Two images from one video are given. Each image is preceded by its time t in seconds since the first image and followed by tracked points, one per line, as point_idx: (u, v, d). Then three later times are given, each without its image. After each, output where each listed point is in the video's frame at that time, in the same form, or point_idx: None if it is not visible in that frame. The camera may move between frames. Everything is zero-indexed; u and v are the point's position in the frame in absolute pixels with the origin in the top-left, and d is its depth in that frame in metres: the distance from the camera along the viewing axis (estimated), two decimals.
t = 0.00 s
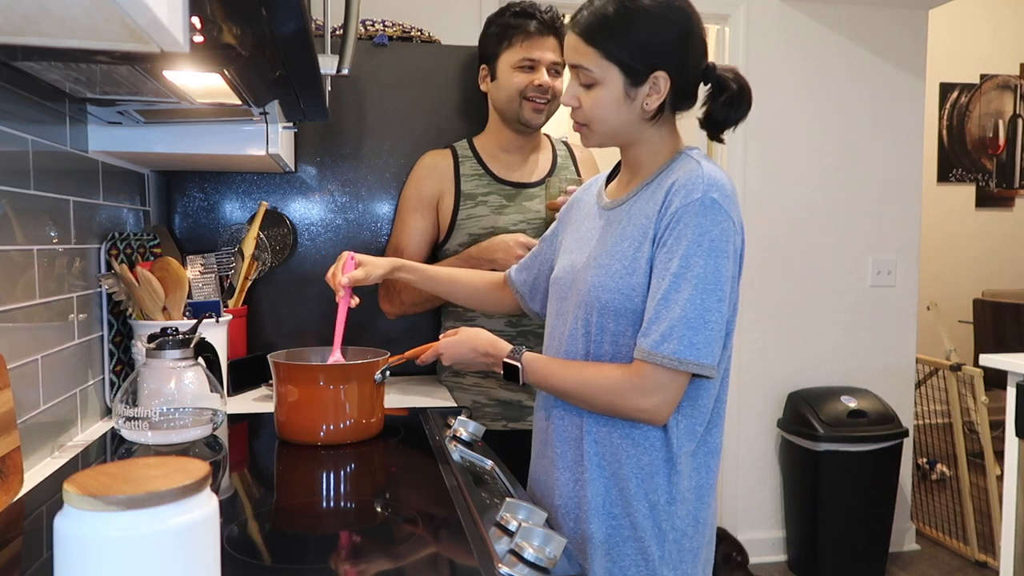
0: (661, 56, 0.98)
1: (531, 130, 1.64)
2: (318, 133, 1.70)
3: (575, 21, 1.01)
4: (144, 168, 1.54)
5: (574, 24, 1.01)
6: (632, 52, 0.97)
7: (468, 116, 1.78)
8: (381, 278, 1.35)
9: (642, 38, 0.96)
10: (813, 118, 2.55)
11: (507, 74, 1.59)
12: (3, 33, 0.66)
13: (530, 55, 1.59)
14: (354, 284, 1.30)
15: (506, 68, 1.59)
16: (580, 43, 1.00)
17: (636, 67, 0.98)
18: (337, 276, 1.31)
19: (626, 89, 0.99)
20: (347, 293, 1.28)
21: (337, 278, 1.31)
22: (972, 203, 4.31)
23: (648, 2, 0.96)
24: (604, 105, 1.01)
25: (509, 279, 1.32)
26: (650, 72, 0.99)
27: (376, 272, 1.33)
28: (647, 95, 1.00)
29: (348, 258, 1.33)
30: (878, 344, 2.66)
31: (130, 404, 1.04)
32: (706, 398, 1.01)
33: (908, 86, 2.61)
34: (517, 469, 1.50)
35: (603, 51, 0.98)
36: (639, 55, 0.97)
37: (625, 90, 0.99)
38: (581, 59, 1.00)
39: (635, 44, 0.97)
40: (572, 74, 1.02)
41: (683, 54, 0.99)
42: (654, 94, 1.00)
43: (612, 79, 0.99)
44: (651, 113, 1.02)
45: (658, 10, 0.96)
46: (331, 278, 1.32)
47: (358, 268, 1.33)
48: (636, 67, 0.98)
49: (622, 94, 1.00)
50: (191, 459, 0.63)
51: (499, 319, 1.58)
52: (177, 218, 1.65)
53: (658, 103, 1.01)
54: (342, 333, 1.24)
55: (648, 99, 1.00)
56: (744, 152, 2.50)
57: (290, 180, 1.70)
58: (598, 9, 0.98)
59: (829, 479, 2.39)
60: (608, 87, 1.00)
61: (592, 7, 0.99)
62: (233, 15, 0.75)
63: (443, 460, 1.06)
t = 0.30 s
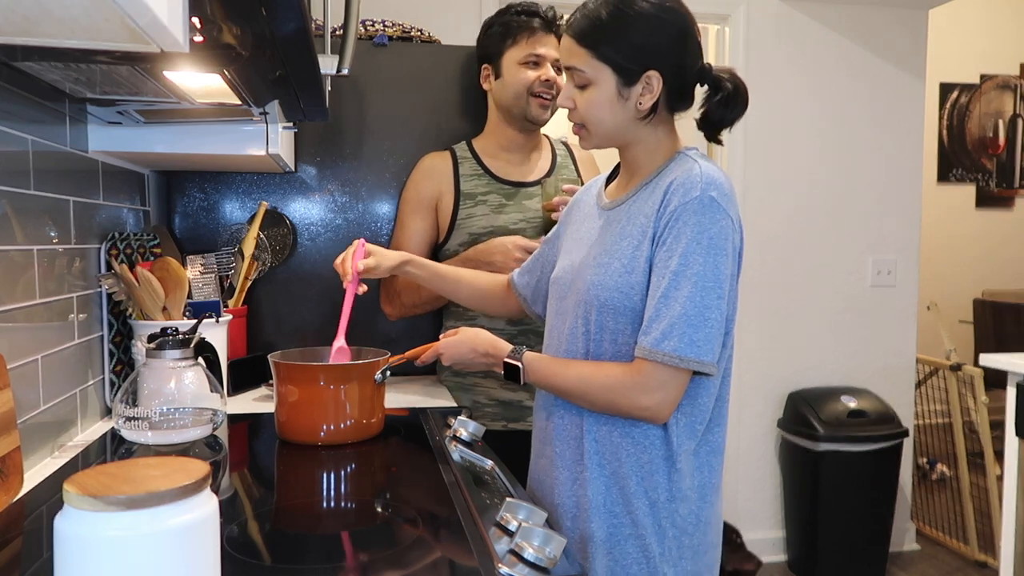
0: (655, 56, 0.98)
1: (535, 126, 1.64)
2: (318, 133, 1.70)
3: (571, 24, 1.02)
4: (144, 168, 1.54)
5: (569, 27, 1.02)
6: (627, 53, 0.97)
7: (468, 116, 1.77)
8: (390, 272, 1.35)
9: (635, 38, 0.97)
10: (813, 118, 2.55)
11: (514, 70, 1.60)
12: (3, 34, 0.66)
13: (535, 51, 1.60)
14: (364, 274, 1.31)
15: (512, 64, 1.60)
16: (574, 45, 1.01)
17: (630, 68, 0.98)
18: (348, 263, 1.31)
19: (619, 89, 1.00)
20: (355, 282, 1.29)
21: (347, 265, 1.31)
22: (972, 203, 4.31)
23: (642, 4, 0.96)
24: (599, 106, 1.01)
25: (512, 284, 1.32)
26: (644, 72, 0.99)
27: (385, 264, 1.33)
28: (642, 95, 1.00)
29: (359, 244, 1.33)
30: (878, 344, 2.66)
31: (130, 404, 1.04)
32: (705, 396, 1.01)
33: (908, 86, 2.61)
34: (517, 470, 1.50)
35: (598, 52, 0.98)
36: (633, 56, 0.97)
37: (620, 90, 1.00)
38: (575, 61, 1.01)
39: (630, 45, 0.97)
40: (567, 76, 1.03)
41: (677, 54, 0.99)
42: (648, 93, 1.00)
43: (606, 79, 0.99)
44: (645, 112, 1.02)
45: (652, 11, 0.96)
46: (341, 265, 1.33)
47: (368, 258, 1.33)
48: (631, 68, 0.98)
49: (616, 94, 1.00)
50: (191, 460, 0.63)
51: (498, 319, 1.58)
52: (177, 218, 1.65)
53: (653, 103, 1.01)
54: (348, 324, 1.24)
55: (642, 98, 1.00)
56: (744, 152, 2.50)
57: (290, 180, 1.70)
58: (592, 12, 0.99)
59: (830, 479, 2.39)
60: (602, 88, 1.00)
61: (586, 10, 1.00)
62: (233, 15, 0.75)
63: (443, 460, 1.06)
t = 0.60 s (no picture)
0: (655, 57, 0.98)
1: (524, 128, 1.63)
2: (318, 133, 1.70)
3: (571, 27, 1.02)
4: (144, 168, 1.54)
5: (569, 31, 1.02)
6: (627, 55, 0.97)
7: (468, 116, 1.77)
8: (378, 276, 1.35)
9: (634, 40, 0.97)
10: (813, 117, 2.55)
11: (492, 76, 1.61)
12: (2, 34, 0.66)
13: (510, 54, 1.60)
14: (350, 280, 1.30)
15: (489, 71, 1.62)
16: (575, 49, 1.01)
17: (631, 69, 0.98)
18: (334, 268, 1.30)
19: (620, 91, 1.00)
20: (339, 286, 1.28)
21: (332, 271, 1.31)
22: (972, 203, 4.31)
23: (641, 7, 0.96)
24: (599, 108, 1.01)
25: (506, 284, 1.31)
26: (644, 73, 0.99)
27: (372, 268, 1.32)
28: (642, 96, 1.00)
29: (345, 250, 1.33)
30: (878, 344, 2.66)
31: (130, 404, 1.04)
32: (706, 396, 1.01)
33: (908, 86, 2.61)
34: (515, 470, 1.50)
35: (598, 54, 0.98)
36: (633, 59, 0.98)
37: (620, 91, 1.00)
38: (575, 64, 1.01)
39: (629, 47, 0.97)
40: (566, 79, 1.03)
41: (677, 55, 0.99)
42: (648, 94, 1.00)
43: (607, 81, 0.99)
44: (646, 113, 1.02)
45: (651, 12, 0.97)
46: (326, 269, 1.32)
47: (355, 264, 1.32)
48: (631, 69, 0.98)
49: (616, 96, 1.00)
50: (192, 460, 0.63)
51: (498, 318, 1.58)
52: (177, 218, 1.65)
53: (653, 103, 1.01)
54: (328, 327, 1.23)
55: (642, 99, 1.00)
56: (744, 152, 2.50)
57: (290, 180, 1.70)
58: (592, 15, 0.99)
59: (829, 479, 2.39)
60: (602, 90, 1.00)
61: (586, 13, 1.00)
62: (233, 16, 0.75)
63: (443, 460, 1.06)
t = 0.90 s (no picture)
0: (654, 58, 0.98)
1: (510, 135, 1.63)
2: (318, 133, 1.70)
3: (570, 29, 1.02)
4: (144, 168, 1.54)
5: (568, 32, 1.02)
6: (625, 57, 0.97)
7: (467, 116, 1.77)
8: (368, 288, 1.34)
9: (633, 42, 0.97)
10: (813, 117, 2.55)
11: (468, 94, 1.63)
12: (2, 33, 0.66)
13: (476, 72, 1.60)
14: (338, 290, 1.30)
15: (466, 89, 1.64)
16: (574, 51, 1.01)
17: (630, 71, 0.98)
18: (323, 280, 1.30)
19: (620, 92, 0.99)
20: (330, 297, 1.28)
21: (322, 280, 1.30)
22: (972, 203, 4.31)
23: (640, 8, 0.96)
24: (600, 109, 1.01)
25: (505, 285, 1.31)
26: (644, 74, 0.99)
27: (363, 278, 1.32)
28: (642, 97, 1.00)
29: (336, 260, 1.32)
30: (878, 343, 2.66)
31: (130, 404, 1.04)
32: (706, 396, 1.01)
33: (908, 86, 2.61)
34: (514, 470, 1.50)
35: (597, 55, 0.98)
36: (632, 60, 0.98)
37: (620, 93, 1.00)
38: (575, 66, 1.01)
39: (628, 49, 0.97)
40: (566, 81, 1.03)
41: (676, 56, 0.99)
42: (648, 95, 1.00)
43: (607, 83, 0.99)
44: (646, 115, 1.02)
45: (650, 13, 0.97)
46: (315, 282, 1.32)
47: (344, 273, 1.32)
48: (630, 71, 0.98)
49: (616, 97, 1.00)
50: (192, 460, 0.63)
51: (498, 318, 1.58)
52: (177, 218, 1.65)
53: (653, 104, 1.01)
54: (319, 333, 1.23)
55: (642, 101, 1.00)
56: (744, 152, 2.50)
57: (290, 180, 1.70)
58: (591, 17, 0.99)
59: (829, 479, 2.39)
60: (602, 91, 1.00)
61: (585, 15, 1.00)
62: (233, 16, 0.75)
63: (443, 460, 1.06)
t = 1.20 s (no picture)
0: (654, 59, 0.98)
1: (510, 136, 1.64)
2: (318, 133, 1.70)
3: (568, 29, 1.02)
4: (144, 168, 1.54)
5: (567, 33, 1.02)
6: (624, 58, 0.97)
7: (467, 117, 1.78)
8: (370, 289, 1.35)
9: (632, 42, 0.97)
10: (813, 117, 2.55)
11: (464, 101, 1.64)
12: (2, 34, 0.66)
13: (469, 77, 1.60)
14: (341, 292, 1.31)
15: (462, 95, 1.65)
16: (574, 52, 1.01)
17: (630, 72, 0.98)
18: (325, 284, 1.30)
19: (620, 93, 1.00)
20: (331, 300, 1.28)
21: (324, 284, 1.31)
22: (972, 203, 4.31)
23: (638, 9, 0.96)
24: (600, 110, 1.01)
25: (505, 284, 1.31)
26: (644, 75, 0.99)
27: (363, 280, 1.33)
28: (642, 98, 1.00)
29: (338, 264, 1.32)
30: (879, 343, 2.66)
31: (130, 404, 1.04)
32: (706, 396, 1.01)
33: (908, 86, 2.61)
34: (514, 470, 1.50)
35: (597, 56, 0.98)
36: (631, 61, 0.98)
37: (620, 93, 1.00)
38: (574, 67, 1.00)
39: (627, 50, 0.97)
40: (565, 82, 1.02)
41: (675, 56, 1.00)
42: (648, 96, 1.00)
43: (607, 83, 0.99)
44: (645, 116, 1.02)
45: (650, 14, 0.97)
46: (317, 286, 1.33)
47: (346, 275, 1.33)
48: (630, 71, 0.98)
49: (616, 98, 1.00)
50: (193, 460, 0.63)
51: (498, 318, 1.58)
52: (177, 218, 1.65)
53: (653, 105, 1.01)
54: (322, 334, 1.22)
55: (642, 102, 1.01)
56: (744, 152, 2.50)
57: (290, 180, 1.70)
58: (591, 17, 0.99)
59: (830, 479, 2.39)
60: (602, 92, 1.00)
61: (584, 15, 1.00)
62: (233, 16, 0.75)
63: (443, 460, 1.06)
